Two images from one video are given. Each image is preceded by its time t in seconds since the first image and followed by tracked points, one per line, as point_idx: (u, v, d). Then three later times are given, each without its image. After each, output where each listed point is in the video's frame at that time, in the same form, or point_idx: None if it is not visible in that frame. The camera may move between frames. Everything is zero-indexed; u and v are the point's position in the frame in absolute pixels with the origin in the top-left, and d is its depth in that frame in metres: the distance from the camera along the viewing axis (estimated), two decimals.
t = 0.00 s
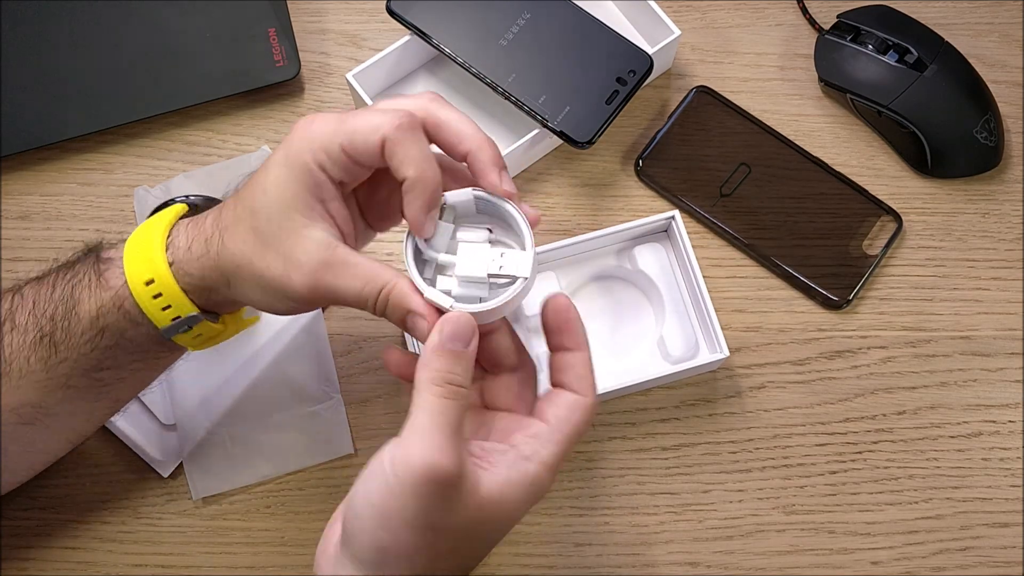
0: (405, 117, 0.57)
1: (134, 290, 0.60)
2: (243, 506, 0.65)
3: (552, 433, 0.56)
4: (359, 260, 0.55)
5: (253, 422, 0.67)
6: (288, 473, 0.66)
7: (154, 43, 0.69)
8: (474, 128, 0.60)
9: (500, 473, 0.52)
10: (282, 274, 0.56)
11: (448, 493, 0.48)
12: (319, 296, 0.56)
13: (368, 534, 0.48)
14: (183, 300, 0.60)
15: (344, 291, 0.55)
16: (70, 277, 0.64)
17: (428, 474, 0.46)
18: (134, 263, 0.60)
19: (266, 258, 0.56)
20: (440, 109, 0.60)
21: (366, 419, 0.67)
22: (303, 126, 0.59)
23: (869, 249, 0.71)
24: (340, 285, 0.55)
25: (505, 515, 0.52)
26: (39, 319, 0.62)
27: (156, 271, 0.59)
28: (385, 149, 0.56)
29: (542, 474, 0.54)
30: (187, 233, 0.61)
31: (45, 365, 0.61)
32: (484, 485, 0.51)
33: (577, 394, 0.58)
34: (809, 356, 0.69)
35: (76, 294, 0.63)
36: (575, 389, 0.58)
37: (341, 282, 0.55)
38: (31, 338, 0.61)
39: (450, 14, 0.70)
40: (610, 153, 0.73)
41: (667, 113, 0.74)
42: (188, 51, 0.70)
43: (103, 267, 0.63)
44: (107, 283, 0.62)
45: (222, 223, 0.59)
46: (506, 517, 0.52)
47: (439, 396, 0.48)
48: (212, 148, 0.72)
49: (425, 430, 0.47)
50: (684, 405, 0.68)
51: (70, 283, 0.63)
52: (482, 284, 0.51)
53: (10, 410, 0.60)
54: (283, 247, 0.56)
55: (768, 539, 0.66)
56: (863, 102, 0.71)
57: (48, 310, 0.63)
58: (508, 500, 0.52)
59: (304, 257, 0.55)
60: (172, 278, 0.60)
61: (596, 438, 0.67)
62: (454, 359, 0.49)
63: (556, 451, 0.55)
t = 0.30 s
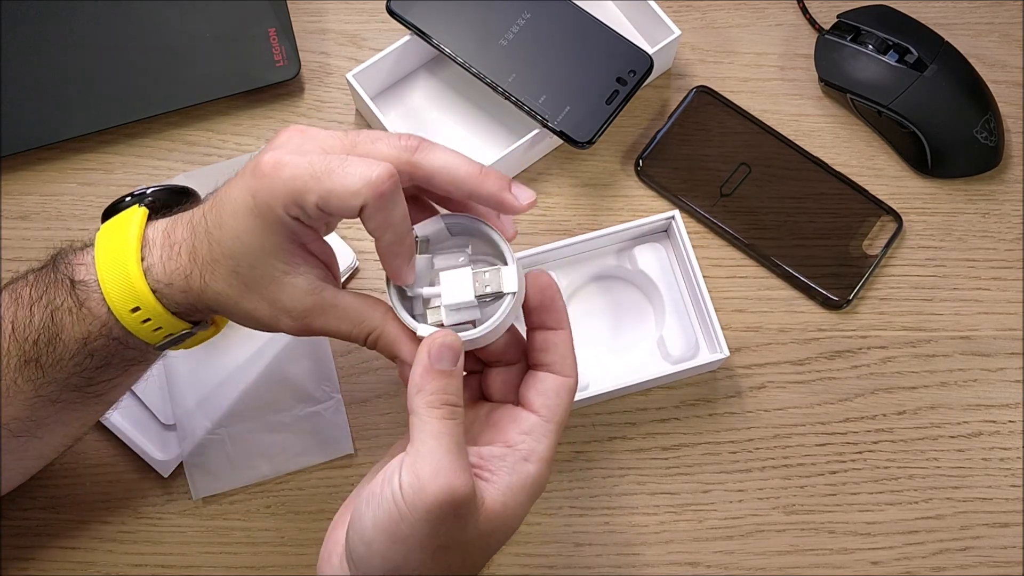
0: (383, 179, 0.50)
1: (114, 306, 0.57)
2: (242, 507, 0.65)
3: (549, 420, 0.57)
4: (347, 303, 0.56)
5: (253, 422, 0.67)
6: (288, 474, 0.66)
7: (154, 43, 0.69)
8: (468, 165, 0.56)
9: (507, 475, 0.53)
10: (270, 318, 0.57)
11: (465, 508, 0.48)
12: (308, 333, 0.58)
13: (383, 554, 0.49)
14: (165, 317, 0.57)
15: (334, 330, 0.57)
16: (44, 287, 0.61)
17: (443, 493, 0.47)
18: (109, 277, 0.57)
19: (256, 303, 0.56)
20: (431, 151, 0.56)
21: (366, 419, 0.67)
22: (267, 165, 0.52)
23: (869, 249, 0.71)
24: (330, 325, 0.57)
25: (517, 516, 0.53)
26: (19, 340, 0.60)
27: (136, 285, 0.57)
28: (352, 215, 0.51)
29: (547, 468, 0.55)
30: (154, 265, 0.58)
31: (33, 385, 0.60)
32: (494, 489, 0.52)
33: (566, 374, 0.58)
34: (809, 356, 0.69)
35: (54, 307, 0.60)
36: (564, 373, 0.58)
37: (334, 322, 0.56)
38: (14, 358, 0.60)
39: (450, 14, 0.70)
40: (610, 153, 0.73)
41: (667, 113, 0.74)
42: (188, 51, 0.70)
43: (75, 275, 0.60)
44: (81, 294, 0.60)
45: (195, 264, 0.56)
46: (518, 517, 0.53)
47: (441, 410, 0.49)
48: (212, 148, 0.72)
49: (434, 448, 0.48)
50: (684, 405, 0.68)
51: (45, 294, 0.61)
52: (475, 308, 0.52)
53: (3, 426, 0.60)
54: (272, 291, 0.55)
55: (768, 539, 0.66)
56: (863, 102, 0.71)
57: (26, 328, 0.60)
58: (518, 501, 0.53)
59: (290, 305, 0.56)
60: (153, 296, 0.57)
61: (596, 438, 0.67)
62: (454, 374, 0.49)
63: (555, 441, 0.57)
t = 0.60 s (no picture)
0: (393, 234, 0.48)
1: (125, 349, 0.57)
2: (243, 507, 0.65)
3: (557, 433, 0.54)
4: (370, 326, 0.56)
5: (253, 422, 0.67)
6: (288, 474, 0.66)
7: (154, 43, 0.69)
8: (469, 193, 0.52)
9: (508, 474, 0.52)
10: (297, 350, 0.58)
11: (445, 475, 0.49)
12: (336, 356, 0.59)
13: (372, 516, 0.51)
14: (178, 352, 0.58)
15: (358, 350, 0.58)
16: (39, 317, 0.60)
17: (421, 451, 0.49)
18: (112, 321, 0.56)
19: (279, 340, 0.57)
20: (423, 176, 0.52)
21: (366, 419, 0.67)
22: (254, 225, 0.49)
23: (869, 249, 0.71)
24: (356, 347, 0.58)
25: (512, 518, 0.51)
26: (19, 369, 0.59)
27: (140, 325, 0.56)
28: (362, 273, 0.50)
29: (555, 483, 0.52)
30: (158, 308, 0.57)
31: (35, 414, 0.60)
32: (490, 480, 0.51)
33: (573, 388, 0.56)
34: (809, 356, 0.69)
35: (52, 342, 0.59)
36: (571, 385, 0.56)
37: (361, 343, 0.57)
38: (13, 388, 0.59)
39: (450, 14, 0.70)
40: (610, 153, 0.73)
41: (667, 114, 0.74)
42: (188, 51, 0.70)
43: (70, 311, 0.59)
44: (82, 331, 0.58)
45: (204, 309, 0.55)
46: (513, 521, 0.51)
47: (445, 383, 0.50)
48: (212, 148, 0.72)
49: (428, 414, 0.50)
50: (684, 405, 0.68)
51: (40, 328, 0.60)
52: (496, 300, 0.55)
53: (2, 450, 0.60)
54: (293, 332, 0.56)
55: (768, 539, 0.66)
56: (863, 102, 0.71)
57: (23, 359, 0.60)
58: (512, 502, 0.51)
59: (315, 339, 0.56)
60: (161, 335, 0.57)
61: (596, 438, 0.67)
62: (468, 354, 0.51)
63: (570, 460, 0.53)
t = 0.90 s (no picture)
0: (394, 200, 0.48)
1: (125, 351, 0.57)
2: (242, 507, 0.65)
3: (529, 429, 0.52)
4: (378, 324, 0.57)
5: (253, 422, 0.67)
6: (288, 474, 0.66)
7: (154, 43, 0.69)
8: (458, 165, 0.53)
9: (482, 471, 0.51)
10: (304, 347, 0.58)
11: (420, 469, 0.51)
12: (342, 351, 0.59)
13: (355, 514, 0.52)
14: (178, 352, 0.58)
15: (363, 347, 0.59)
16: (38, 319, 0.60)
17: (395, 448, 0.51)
18: (112, 323, 0.56)
19: (286, 338, 0.57)
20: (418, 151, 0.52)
21: (366, 419, 0.67)
22: (263, 223, 0.49)
23: (869, 249, 0.71)
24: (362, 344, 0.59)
25: (485, 519, 0.50)
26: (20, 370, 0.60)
27: (140, 326, 0.56)
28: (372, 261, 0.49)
29: (533, 482, 0.51)
30: (164, 306, 0.56)
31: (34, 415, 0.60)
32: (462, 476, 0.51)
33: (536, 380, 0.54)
34: (809, 356, 0.69)
35: (51, 345, 0.59)
36: (533, 379, 0.54)
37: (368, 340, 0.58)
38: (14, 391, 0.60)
39: (450, 14, 0.70)
40: (610, 153, 0.73)
41: (667, 114, 0.74)
42: (187, 51, 0.70)
43: (70, 314, 0.59)
44: (81, 334, 0.58)
45: (210, 310, 0.55)
46: (489, 522, 0.50)
47: (418, 379, 0.52)
48: (212, 148, 0.72)
49: (403, 411, 0.51)
50: (684, 405, 0.68)
51: (39, 331, 0.59)
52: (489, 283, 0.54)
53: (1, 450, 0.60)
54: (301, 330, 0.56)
55: (768, 539, 0.66)
56: (863, 102, 0.71)
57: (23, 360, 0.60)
58: (486, 501, 0.50)
59: (324, 336, 0.57)
60: (160, 335, 0.56)
61: (595, 438, 0.67)
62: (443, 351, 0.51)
63: (548, 455, 0.52)
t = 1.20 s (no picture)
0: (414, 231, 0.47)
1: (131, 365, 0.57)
2: (243, 507, 0.65)
3: (541, 426, 0.52)
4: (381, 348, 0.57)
5: (253, 422, 0.67)
6: (288, 474, 0.66)
7: (154, 43, 0.69)
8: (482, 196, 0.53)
9: (490, 463, 0.51)
10: (308, 367, 0.58)
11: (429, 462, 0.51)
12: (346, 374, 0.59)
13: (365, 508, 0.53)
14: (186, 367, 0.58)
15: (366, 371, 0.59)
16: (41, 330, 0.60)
17: (407, 441, 0.51)
18: (117, 337, 0.56)
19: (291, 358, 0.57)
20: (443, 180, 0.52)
21: (366, 419, 0.67)
22: (280, 243, 0.49)
23: (869, 249, 0.71)
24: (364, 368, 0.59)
25: (495, 510, 0.50)
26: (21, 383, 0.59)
27: (145, 341, 0.56)
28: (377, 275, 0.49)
29: (544, 477, 0.50)
30: (176, 319, 0.57)
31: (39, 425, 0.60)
32: (471, 470, 0.50)
33: (546, 380, 0.54)
34: (809, 356, 0.69)
35: (55, 358, 0.59)
36: (543, 377, 0.54)
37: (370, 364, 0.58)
38: (17, 403, 0.59)
39: (450, 14, 0.70)
40: (610, 153, 0.73)
41: (667, 114, 0.74)
42: (187, 51, 0.70)
43: (73, 326, 0.59)
44: (85, 347, 0.59)
45: (218, 326, 0.56)
46: (498, 516, 0.50)
47: (437, 376, 0.52)
48: (212, 148, 0.72)
49: (415, 406, 0.52)
50: (684, 405, 0.68)
51: (43, 343, 0.59)
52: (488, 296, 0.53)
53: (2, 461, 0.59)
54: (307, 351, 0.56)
55: (768, 539, 0.66)
56: (863, 102, 0.71)
57: (24, 372, 0.59)
58: (495, 496, 0.50)
59: (327, 358, 0.57)
60: (166, 350, 0.57)
61: (595, 438, 0.67)
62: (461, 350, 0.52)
63: (559, 451, 0.51)
